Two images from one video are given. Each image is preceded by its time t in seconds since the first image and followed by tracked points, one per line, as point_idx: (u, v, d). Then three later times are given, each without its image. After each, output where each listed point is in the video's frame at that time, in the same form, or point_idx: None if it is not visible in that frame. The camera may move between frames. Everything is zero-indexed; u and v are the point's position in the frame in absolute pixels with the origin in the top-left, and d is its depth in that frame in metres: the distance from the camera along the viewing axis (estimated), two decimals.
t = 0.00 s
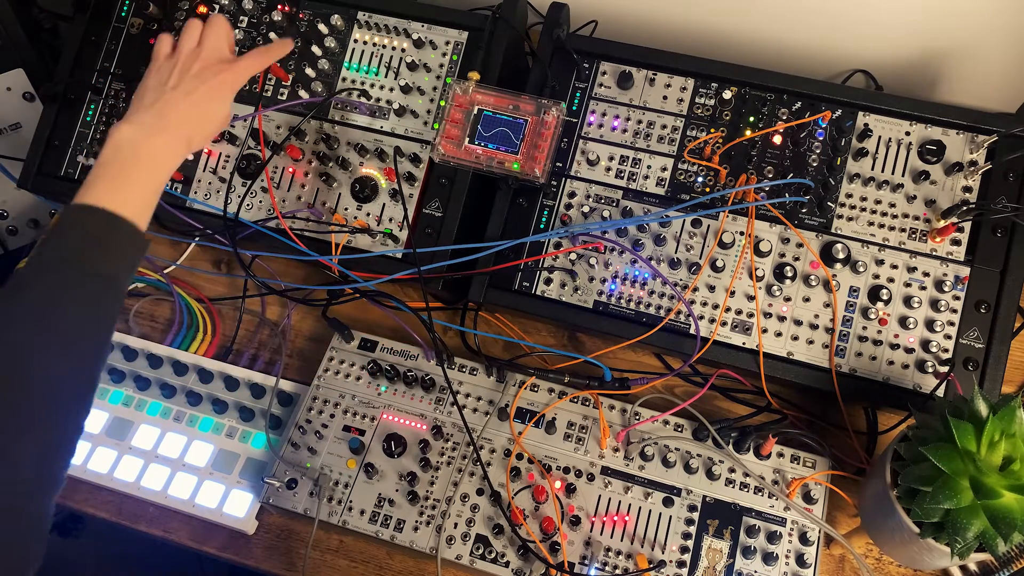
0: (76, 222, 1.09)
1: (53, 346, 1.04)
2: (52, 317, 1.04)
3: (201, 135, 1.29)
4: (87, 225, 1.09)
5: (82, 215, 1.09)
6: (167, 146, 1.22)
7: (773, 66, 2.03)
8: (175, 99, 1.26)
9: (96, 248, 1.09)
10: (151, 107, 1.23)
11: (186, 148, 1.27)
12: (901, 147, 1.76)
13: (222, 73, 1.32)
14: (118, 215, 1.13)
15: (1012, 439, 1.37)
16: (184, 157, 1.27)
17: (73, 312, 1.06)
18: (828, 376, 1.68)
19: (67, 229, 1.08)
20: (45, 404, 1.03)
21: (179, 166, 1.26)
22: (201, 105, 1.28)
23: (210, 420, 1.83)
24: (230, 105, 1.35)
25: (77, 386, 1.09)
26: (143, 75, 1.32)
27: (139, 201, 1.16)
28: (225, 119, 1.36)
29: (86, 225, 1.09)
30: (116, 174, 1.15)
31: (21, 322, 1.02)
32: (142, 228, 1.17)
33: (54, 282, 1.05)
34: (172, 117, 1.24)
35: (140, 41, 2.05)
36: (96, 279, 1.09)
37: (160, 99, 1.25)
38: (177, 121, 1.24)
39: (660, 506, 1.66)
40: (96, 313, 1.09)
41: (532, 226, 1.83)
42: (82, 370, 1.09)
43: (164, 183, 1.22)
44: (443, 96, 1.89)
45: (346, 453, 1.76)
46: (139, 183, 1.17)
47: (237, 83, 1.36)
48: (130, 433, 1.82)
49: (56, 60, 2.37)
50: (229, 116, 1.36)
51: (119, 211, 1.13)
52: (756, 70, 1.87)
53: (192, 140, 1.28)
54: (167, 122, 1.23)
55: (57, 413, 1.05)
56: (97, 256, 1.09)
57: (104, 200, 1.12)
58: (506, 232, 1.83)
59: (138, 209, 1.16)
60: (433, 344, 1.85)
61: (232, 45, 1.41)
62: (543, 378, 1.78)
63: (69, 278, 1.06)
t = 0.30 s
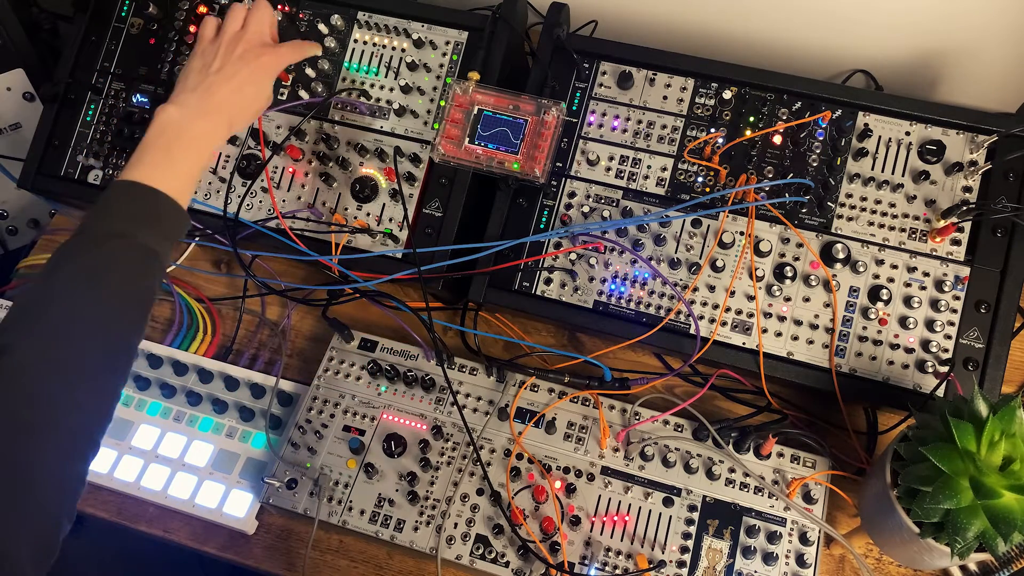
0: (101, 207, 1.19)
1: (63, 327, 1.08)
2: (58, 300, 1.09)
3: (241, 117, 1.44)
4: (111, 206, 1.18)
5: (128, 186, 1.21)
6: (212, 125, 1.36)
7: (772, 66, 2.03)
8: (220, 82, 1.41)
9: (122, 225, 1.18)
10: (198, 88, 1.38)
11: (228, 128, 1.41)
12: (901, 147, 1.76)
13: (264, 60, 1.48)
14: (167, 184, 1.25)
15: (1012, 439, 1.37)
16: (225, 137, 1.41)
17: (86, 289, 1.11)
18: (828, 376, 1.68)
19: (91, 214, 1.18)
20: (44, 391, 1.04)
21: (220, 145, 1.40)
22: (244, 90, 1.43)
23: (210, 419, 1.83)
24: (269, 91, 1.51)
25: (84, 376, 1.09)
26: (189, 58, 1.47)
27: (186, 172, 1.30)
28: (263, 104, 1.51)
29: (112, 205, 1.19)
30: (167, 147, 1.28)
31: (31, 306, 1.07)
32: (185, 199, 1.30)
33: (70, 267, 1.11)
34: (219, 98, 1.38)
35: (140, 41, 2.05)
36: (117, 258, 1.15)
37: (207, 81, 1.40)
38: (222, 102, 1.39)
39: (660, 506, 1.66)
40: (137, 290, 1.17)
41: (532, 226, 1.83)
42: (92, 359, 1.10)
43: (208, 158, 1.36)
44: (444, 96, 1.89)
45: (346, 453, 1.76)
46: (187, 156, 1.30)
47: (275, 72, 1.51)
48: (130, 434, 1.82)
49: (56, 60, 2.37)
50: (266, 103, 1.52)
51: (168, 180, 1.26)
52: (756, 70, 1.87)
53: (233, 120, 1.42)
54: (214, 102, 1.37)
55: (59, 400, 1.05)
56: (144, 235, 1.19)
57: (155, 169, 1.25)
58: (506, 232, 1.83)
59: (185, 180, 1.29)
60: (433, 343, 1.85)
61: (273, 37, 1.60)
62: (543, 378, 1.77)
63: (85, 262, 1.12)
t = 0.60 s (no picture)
0: (103, 209, 1.19)
1: (64, 328, 1.08)
2: (59, 299, 1.09)
3: (239, 120, 1.47)
4: (113, 208, 1.19)
5: (128, 189, 1.22)
6: (210, 127, 1.39)
7: (772, 66, 2.03)
8: (218, 85, 1.44)
9: (121, 229, 1.18)
10: (197, 91, 1.41)
11: (226, 132, 1.44)
12: (901, 147, 1.76)
13: (261, 64, 1.52)
14: (165, 186, 1.27)
15: (1012, 439, 1.37)
16: (225, 140, 1.44)
17: (87, 291, 1.11)
18: (828, 376, 1.68)
19: (94, 216, 1.18)
20: (45, 391, 1.04)
21: (220, 148, 1.43)
22: (241, 93, 1.47)
23: (210, 419, 1.83)
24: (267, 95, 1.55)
25: (84, 378, 1.09)
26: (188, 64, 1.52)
27: (185, 174, 1.32)
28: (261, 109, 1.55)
29: (115, 207, 1.19)
30: (165, 148, 1.30)
31: (33, 306, 1.08)
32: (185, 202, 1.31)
33: (73, 268, 1.12)
34: (216, 101, 1.42)
35: (140, 41, 2.05)
36: (118, 261, 1.15)
37: (205, 85, 1.43)
38: (219, 104, 1.42)
39: (660, 506, 1.66)
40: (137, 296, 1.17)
41: (532, 226, 1.83)
42: (95, 359, 1.11)
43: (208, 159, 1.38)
44: (444, 96, 1.89)
45: (346, 453, 1.76)
46: (186, 158, 1.32)
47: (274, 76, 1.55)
48: (130, 434, 1.82)
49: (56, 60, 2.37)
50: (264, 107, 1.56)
51: (166, 183, 1.28)
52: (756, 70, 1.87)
53: (232, 123, 1.45)
54: (211, 105, 1.41)
55: (61, 401, 1.05)
56: (146, 239, 1.20)
57: (155, 172, 1.27)
58: (506, 232, 1.83)
59: (184, 182, 1.31)
60: (433, 343, 1.85)
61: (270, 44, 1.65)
62: (543, 378, 1.77)
63: (87, 264, 1.13)
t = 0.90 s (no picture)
0: (95, 210, 1.18)
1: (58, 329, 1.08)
2: (55, 301, 1.09)
3: (233, 123, 1.41)
4: (105, 208, 1.18)
5: (119, 193, 1.19)
6: (203, 130, 1.34)
7: (772, 66, 2.03)
8: (211, 87, 1.38)
9: (113, 232, 1.17)
10: (189, 93, 1.36)
11: (219, 136, 1.38)
12: (901, 147, 1.76)
13: (257, 66, 1.46)
14: (157, 189, 1.24)
15: (1012, 439, 1.37)
16: (217, 143, 1.38)
17: (82, 293, 1.12)
18: (828, 376, 1.68)
19: (86, 216, 1.17)
20: (44, 391, 1.05)
21: (212, 151, 1.37)
22: (235, 96, 1.41)
23: (210, 419, 1.83)
24: (263, 99, 1.49)
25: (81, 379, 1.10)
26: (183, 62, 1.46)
27: (177, 177, 1.28)
28: (256, 113, 1.49)
29: (107, 209, 1.18)
30: (156, 150, 1.27)
31: (28, 306, 1.08)
32: (176, 206, 1.28)
33: (66, 271, 1.12)
34: (209, 102, 1.36)
35: (141, 41, 2.05)
36: (111, 263, 1.15)
37: (197, 86, 1.38)
38: (212, 107, 1.36)
39: (660, 506, 1.66)
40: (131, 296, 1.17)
41: (532, 226, 1.83)
42: (90, 360, 1.12)
43: (199, 162, 1.34)
44: (444, 96, 1.89)
45: (346, 453, 1.76)
46: (177, 160, 1.28)
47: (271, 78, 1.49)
48: (130, 433, 1.82)
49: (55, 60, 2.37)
50: (259, 111, 1.50)
51: (157, 186, 1.24)
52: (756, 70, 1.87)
53: (227, 127, 1.40)
54: (201, 109, 1.35)
55: (57, 403, 1.06)
56: (137, 243, 1.19)
57: (146, 175, 1.23)
58: (506, 232, 1.83)
59: (176, 185, 1.28)
60: (433, 343, 1.85)
61: (268, 47, 1.59)
62: (543, 378, 1.77)
63: (80, 267, 1.12)
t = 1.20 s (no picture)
0: (96, 210, 1.18)
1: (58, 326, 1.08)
2: (55, 299, 1.09)
3: (234, 121, 1.41)
4: (107, 208, 1.18)
5: (121, 193, 1.20)
6: (204, 128, 1.34)
7: (772, 66, 2.03)
8: (214, 86, 1.39)
9: (113, 230, 1.17)
10: (191, 92, 1.37)
11: (220, 134, 1.38)
12: (901, 147, 1.76)
13: (259, 63, 1.47)
14: (158, 187, 1.24)
15: (1012, 439, 1.37)
16: (221, 141, 1.39)
17: (81, 291, 1.11)
18: (828, 376, 1.68)
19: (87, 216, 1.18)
20: (42, 390, 1.05)
21: (215, 149, 1.38)
22: (237, 94, 1.42)
23: (210, 420, 1.83)
24: (265, 96, 1.50)
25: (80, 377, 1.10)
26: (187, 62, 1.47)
27: (178, 176, 1.28)
28: (258, 110, 1.49)
29: (108, 208, 1.18)
30: (158, 149, 1.27)
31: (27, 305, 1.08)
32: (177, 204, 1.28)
33: (65, 270, 1.12)
34: (211, 101, 1.37)
35: (140, 41, 2.05)
36: (112, 261, 1.15)
37: (200, 86, 1.39)
38: (214, 105, 1.37)
39: (660, 506, 1.66)
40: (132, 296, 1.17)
41: (533, 226, 1.83)
42: (91, 358, 1.11)
43: (201, 161, 1.34)
44: (444, 96, 1.89)
45: (346, 453, 1.76)
46: (178, 159, 1.28)
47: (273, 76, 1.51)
48: (130, 434, 1.82)
49: (55, 59, 2.37)
50: (262, 108, 1.50)
51: (159, 185, 1.25)
52: (756, 70, 1.87)
53: (229, 124, 1.40)
54: (202, 108, 1.35)
55: (54, 402, 1.06)
56: (138, 241, 1.19)
57: (148, 174, 1.24)
58: (506, 232, 1.83)
59: (177, 184, 1.28)
60: (433, 343, 1.85)
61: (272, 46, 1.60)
62: (543, 378, 1.77)
63: (80, 266, 1.13)
